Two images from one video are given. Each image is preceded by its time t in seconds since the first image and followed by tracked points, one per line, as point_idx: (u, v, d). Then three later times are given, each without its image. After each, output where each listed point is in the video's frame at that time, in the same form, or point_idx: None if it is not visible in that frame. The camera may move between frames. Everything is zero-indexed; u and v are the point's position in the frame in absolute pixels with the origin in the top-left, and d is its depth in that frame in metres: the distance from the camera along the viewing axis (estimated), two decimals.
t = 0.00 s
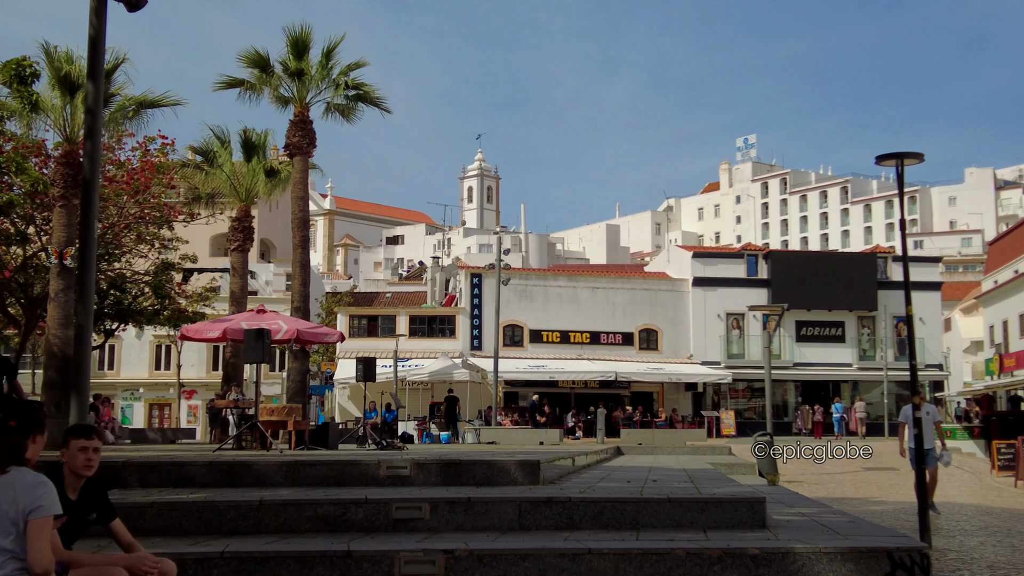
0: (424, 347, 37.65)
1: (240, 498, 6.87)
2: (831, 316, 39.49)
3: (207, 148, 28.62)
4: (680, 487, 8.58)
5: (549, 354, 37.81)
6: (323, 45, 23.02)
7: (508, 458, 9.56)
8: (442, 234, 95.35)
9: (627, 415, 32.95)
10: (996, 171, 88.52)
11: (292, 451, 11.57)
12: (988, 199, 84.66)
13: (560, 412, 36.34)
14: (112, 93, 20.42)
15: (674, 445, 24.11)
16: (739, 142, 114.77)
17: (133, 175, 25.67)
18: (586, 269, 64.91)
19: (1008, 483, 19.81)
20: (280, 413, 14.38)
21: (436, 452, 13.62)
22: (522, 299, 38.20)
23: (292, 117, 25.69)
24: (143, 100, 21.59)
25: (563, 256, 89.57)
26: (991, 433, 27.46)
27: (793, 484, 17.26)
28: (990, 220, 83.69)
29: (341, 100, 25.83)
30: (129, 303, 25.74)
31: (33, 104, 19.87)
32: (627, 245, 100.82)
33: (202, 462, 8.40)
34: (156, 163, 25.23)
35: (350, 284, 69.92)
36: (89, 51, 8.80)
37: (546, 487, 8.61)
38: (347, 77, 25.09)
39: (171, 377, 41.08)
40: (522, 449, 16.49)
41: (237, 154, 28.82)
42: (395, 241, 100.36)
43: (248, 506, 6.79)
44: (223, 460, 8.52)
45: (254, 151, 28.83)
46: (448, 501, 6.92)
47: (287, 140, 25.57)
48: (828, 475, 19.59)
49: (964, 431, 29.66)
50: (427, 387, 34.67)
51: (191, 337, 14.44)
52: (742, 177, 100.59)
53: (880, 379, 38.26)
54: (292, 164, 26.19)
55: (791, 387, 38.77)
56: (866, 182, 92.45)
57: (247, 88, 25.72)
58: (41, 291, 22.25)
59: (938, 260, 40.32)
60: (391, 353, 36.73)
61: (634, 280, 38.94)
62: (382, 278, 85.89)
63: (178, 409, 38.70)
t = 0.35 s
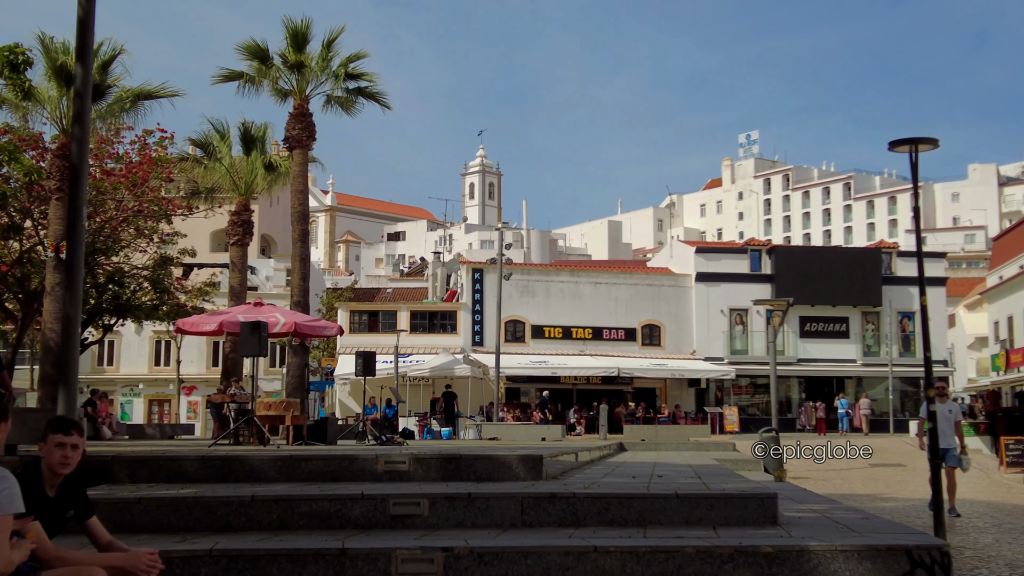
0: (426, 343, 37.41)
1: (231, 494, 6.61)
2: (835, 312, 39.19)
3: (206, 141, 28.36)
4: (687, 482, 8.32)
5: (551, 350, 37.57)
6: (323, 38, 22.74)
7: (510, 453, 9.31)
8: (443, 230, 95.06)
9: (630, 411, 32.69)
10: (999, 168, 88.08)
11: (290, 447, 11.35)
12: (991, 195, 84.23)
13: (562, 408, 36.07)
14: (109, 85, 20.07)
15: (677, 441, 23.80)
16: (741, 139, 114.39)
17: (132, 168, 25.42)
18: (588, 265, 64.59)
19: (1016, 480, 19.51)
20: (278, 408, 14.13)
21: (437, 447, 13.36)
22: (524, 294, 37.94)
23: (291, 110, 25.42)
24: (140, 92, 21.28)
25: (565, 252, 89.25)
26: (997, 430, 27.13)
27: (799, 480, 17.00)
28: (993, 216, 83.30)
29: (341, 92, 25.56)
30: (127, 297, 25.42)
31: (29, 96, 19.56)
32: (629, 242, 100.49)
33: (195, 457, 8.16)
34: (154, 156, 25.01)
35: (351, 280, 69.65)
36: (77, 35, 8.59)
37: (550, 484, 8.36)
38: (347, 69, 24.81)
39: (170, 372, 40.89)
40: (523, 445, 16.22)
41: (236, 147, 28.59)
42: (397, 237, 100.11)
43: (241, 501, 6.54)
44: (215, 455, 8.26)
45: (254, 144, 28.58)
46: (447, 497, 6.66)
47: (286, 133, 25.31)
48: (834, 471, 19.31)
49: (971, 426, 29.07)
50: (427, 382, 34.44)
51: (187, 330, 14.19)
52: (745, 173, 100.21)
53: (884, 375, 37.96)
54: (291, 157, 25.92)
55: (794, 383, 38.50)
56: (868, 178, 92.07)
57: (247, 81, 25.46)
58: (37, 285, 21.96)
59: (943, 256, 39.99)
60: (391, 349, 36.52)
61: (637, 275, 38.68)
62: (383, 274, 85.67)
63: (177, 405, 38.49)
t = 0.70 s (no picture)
0: (423, 340, 37.14)
1: (217, 497, 6.34)
2: (835, 309, 38.93)
3: (201, 137, 28.03)
4: (693, 485, 8.04)
5: (549, 347, 37.30)
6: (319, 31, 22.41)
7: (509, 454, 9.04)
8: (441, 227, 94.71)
9: (628, 409, 32.44)
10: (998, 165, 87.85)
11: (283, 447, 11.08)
12: (990, 192, 83.98)
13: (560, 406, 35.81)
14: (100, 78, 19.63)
15: (676, 440, 23.52)
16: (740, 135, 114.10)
17: (127, 163, 25.08)
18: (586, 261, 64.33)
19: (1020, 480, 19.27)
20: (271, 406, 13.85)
21: (435, 447, 13.09)
22: (522, 291, 37.67)
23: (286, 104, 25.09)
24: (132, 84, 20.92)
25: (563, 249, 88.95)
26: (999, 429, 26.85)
27: (801, 480, 16.75)
28: (992, 213, 83.07)
29: (338, 87, 25.24)
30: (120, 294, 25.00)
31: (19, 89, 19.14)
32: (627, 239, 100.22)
33: (183, 458, 7.88)
34: (148, 151, 24.67)
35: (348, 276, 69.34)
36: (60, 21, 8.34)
37: (550, 486, 8.08)
38: (343, 63, 24.49)
39: (166, 369, 40.59)
40: (522, 444, 15.94)
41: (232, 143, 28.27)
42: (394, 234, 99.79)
43: (227, 506, 6.27)
44: (203, 455, 7.98)
45: (250, 139, 28.26)
46: (443, 501, 6.38)
47: (281, 128, 24.97)
48: (837, 470, 19.05)
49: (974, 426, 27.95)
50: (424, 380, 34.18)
51: (179, 326, 13.88)
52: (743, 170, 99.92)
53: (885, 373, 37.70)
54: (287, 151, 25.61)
55: (794, 380, 38.27)
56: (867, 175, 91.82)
57: (242, 74, 25.13)
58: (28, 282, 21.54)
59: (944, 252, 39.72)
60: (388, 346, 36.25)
61: (636, 272, 38.41)
62: (381, 271, 85.38)
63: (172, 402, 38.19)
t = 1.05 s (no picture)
0: (419, 335, 36.85)
1: (200, 494, 6.08)
2: (833, 304, 38.71)
3: (194, 129, 27.71)
4: (695, 480, 7.79)
5: (546, 342, 37.04)
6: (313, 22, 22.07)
7: (505, 448, 8.78)
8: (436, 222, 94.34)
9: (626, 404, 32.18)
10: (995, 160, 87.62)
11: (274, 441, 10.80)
12: (987, 188, 83.77)
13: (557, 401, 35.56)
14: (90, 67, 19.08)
15: (674, 435, 23.28)
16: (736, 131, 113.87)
17: (119, 155, 24.72)
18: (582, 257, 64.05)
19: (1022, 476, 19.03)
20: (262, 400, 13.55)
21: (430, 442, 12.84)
22: (518, 286, 37.38)
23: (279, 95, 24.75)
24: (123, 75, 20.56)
25: (559, 245, 88.60)
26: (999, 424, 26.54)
27: (801, 475, 16.50)
28: (989, 209, 82.91)
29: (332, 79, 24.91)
30: (112, 287, 24.58)
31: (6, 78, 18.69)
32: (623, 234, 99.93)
33: (167, 453, 7.61)
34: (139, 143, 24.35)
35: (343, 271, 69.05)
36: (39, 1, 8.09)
37: (549, 482, 7.81)
38: (337, 54, 24.18)
39: (159, 364, 40.27)
40: (517, 439, 15.69)
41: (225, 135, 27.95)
42: (390, 229, 99.45)
43: (210, 503, 6.01)
44: (189, 450, 7.71)
45: (243, 131, 27.93)
46: (436, 497, 6.11)
47: (274, 119, 24.63)
48: (837, 466, 18.81)
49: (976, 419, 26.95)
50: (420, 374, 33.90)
51: (168, 319, 13.59)
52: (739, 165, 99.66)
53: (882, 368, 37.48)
54: (280, 144, 25.30)
55: (792, 375, 38.07)
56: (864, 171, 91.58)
57: (234, 66, 24.80)
58: (17, 275, 21.12)
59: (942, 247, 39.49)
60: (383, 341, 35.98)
61: (633, 266, 38.15)
62: (376, 266, 84.99)
63: (166, 397, 37.90)
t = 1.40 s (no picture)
0: (419, 325, 36.60)
1: (193, 487, 5.86)
2: (837, 294, 38.45)
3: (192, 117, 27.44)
4: (705, 472, 7.54)
5: (547, 332, 36.81)
6: (312, 8, 21.77)
7: (509, 439, 8.53)
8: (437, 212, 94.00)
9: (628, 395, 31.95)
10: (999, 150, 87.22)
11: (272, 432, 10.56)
12: (990, 178, 83.42)
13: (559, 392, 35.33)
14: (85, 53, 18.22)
15: (677, 426, 23.06)
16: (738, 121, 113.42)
17: (117, 144, 24.47)
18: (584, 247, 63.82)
19: None
20: (261, 390, 13.30)
21: (432, 433, 12.60)
22: (519, 276, 37.13)
23: (278, 83, 24.46)
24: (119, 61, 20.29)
25: (561, 236, 88.27)
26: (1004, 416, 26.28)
27: (808, 467, 16.27)
28: (992, 199, 82.57)
29: (332, 66, 24.62)
30: (111, 277, 24.23)
31: None
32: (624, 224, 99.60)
33: (160, 445, 7.39)
34: (136, 130, 24.08)
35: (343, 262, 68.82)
36: None
37: (553, 474, 7.57)
38: (337, 41, 23.89)
39: (158, 355, 40.09)
40: (519, 430, 15.44)
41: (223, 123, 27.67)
42: (390, 219, 99.11)
43: (203, 496, 5.78)
44: (182, 442, 7.46)
45: (242, 119, 27.64)
46: (438, 491, 5.88)
47: (273, 107, 24.35)
48: (844, 456, 18.58)
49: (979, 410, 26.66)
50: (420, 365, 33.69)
51: (164, 308, 13.34)
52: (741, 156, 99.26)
53: (886, 358, 37.25)
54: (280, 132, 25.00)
55: (795, 365, 37.84)
56: (866, 161, 91.19)
57: (233, 53, 24.51)
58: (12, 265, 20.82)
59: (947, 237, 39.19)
60: (384, 331, 35.76)
61: (635, 256, 37.90)
62: (377, 257, 84.78)
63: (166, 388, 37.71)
